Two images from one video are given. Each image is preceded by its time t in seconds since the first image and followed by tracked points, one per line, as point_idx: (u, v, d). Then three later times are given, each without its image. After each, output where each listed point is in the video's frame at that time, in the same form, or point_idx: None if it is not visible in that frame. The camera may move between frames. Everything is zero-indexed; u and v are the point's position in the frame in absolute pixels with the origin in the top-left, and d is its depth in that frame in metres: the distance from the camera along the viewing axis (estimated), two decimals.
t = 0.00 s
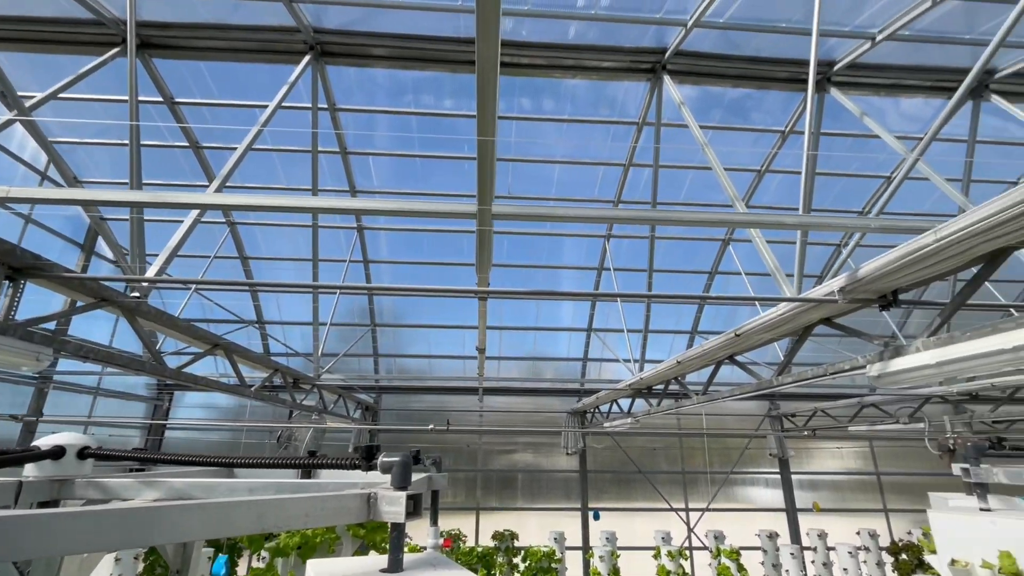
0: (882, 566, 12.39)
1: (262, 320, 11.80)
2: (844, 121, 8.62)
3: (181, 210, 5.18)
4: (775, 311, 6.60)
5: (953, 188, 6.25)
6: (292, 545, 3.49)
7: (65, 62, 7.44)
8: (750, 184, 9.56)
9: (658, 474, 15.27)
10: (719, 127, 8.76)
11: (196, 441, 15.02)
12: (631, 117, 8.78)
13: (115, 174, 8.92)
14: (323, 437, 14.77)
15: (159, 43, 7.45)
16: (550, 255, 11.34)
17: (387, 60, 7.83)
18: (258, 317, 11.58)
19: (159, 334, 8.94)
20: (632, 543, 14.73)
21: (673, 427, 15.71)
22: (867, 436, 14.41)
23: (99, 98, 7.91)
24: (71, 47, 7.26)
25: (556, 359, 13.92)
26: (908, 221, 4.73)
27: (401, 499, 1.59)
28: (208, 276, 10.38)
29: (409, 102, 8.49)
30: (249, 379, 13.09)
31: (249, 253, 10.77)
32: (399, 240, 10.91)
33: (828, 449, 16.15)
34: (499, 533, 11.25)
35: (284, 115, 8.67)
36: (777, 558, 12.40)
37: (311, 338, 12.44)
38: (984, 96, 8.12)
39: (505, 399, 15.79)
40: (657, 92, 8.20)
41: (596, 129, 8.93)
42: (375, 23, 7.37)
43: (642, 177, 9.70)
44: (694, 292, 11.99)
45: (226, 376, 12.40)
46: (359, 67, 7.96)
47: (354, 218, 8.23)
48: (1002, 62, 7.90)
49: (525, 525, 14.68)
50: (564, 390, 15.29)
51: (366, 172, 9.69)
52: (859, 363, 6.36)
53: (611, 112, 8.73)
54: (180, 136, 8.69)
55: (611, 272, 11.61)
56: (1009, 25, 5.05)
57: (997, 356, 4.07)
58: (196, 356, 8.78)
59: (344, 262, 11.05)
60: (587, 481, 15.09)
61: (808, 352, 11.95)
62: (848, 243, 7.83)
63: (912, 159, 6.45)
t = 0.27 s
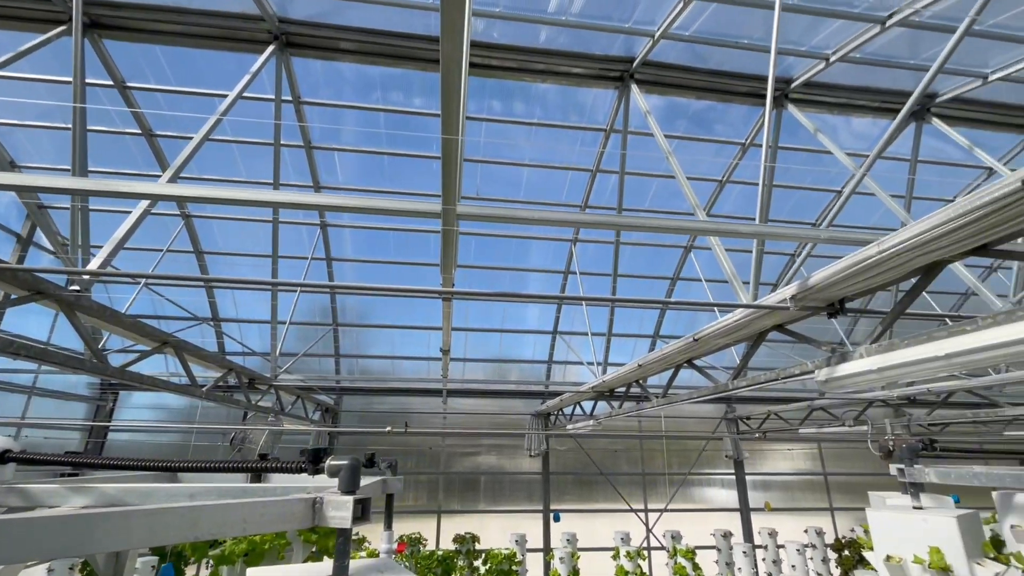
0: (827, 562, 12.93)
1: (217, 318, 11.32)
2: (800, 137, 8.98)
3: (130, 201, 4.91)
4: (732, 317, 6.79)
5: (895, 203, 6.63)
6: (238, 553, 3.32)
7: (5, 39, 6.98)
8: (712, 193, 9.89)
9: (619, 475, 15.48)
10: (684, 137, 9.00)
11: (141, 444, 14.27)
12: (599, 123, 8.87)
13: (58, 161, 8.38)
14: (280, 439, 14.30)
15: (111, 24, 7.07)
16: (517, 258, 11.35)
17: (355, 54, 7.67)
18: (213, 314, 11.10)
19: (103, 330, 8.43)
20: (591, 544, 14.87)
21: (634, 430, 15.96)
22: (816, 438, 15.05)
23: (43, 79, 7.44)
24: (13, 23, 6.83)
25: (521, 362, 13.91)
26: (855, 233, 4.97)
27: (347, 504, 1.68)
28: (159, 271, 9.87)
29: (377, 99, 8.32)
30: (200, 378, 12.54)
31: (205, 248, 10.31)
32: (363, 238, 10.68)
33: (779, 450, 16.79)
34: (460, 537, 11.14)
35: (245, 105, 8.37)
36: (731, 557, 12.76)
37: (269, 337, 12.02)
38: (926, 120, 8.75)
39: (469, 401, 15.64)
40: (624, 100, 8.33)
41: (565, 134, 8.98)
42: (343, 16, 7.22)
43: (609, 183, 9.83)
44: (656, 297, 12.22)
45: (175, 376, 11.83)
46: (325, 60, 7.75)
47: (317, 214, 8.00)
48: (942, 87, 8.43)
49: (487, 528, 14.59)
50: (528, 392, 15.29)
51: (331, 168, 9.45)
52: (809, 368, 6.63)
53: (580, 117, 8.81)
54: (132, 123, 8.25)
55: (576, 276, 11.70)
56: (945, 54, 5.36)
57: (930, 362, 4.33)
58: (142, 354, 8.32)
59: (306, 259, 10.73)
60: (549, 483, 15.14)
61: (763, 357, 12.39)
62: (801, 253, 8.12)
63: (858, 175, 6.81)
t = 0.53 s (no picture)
0: (778, 560, 13.43)
1: (168, 315, 10.79)
2: (759, 150, 9.33)
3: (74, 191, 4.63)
4: (692, 322, 6.94)
5: (845, 218, 6.95)
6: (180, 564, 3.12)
7: None
8: (675, 202, 10.08)
9: (581, 477, 15.61)
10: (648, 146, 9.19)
11: (82, 448, 13.46)
12: (568, 129, 8.95)
13: None
14: (234, 442, 13.75)
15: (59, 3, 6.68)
16: (485, 260, 11.32)
17: (322, 48, 7.48)
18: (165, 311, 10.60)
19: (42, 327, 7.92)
20: (552, 546, 14.93)
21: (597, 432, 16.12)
22: (769, 441, 15.61)
23: None
24: None
25: (486, 364, 13.85)
26: (808, 245, 5.19)
27: (293, 514, 1.69)
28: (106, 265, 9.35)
29: (344, 95, 8.15)
30: (148, 379, 11.92)
31: (157, 242, 9.81)
32: (326, 236, 10.42)
33: (733, 452, 17.35)
34: (421, 541, 10.99)
35: (204, 95, 8.04)
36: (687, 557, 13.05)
37: (225, 336, 11.55)
38: (874, 138, 9.24)
39: (434, 404, 15.40)
40: (593, 107, 8.45)
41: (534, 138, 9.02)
42: (311, 8, 7.04)
43: (577, 189, 9.93)
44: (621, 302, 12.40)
45: (121, 376, 11.22)
46: (291, 52, 7.53)
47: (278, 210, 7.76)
48: (890, 109, 8.87)
49: (449, 532, 14.44)
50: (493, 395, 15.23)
51: (295, 163, 9.18)
52: (762, 373, 6.87)
53: (549, 122, 8.87)
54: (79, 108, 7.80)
55: (543, 280, 11.76)
56: (891, 77, 5.65)
57: (872, 368, 4.56)
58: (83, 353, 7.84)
59: (266, 256, 10.37)
60: (512, 486, 15.12)
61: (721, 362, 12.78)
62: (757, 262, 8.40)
63: (811, 190, 7.12)
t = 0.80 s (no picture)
0: (732, 559, 13.80)
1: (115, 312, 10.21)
2: (720, 161, 9.63)
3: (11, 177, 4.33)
4: (653, 327, 7.08)
5: (800, 229, 7.24)
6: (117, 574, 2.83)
7: None
8: (640, 210, 10.30)
9: (544, 480, 15.66)
10: (615, 153, 9.33)
11: (14, 453, 12.56)
12: (537, 134, 8.98)
13: None
14: (185, 446, 13.12)
15: None
16: (453, 262, 11.23)
17: (289, 40, 7.27)
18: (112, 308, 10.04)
19: None
20: (513, 549, 14.89)
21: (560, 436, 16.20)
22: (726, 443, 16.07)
23: None
24: None
25: (452, 367, 13.71)
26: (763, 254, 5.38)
27: (233, 522, 1.75)
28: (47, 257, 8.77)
29: (310, 89, 7.93)
30: (91, 380, 11.25)
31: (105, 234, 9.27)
32: (288, 233, 10.11)
33: (691, 455, 17.80)
34: (381, 546, 10.77)
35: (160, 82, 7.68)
36: (646, 558, 13.26)
37: (177, 335, 11.03)
38: (829, 154, 9.62)
39: (399, 406, 15.00)
40: (563, 113, 8.52)
41: (503, 141, 9.01)
42: None
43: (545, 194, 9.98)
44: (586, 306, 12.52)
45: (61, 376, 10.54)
46: (255, 42, 7.29)
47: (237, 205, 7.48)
48: (841, 127, 9.27)
49: (410, 536, 14.18)
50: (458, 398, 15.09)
51: (257, 157, 8.88)
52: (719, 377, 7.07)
53: (519, 126, 8.88)
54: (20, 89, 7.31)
55: (510, 282, 11.76)
56: (842, 97, 5.93)
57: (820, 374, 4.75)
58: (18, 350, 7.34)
59: (224, 252, 9.98)
60: (475, 489, 14.99)
61: (682, 366, 13.08)
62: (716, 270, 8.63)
63: (767, 202, 7.40)
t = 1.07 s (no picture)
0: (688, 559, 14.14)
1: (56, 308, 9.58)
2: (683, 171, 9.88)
3: None
4: (615, 332, 7.16)
5: (756, 240, 7.49)
6: None
7: None
8: (606, 216, 10.44)
9: (506, 483, 15.61)
10: (583, 159, 9.43)
11: None
12: (507, 137, 8.98)
13: None
14: (129, 451, 12.41)
15: None
16: (419, 262, 11.09)
17: (252, 30, 7.00)
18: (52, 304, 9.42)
19: None
20: (474, 553, 14.75)
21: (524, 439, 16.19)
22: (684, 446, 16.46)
23: None
24: None
25: (416, 369, 13.49)
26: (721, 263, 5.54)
27: (166, 535, 1.66)
28: None
29: (274, 82, 7.69)
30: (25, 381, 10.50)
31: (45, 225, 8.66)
32: (247, 228, 9.75)
33: (650, 457, 18.16)
34: (338, 552, 10.47)
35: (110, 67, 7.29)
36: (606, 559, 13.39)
37: (124, 334, 10.44)
38: (785, 167, 10.06)
39: (362, 409, 14.65)
40: (532, 118, 8.56)
41: (473, 143, 8.95)
42: None
43: (513, 198, 9.98)
44: (552, 310, 12.58)
45: None
46: (215, 31, 7.02)
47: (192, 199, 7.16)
48: (796, 142, 9.71)
49: (369, 542, 13.84)
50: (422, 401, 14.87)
51: (215, 150, 8.53)
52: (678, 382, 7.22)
53: (489, 129, 8.85)
54: None
55: (476, 285, 11.69)
56: (797, 114, 6.20)
57: (770, 380, 4.93)
58: None
59: (178, 247, 9.55)
60: (437, 493, 14.78)
61: (643, 370, 13.34)
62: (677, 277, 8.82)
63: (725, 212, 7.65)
